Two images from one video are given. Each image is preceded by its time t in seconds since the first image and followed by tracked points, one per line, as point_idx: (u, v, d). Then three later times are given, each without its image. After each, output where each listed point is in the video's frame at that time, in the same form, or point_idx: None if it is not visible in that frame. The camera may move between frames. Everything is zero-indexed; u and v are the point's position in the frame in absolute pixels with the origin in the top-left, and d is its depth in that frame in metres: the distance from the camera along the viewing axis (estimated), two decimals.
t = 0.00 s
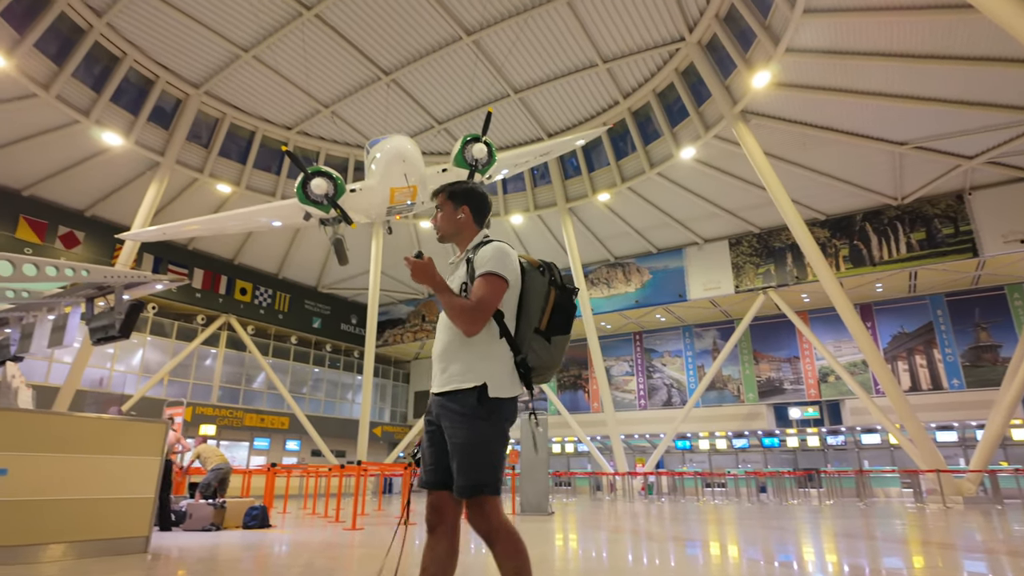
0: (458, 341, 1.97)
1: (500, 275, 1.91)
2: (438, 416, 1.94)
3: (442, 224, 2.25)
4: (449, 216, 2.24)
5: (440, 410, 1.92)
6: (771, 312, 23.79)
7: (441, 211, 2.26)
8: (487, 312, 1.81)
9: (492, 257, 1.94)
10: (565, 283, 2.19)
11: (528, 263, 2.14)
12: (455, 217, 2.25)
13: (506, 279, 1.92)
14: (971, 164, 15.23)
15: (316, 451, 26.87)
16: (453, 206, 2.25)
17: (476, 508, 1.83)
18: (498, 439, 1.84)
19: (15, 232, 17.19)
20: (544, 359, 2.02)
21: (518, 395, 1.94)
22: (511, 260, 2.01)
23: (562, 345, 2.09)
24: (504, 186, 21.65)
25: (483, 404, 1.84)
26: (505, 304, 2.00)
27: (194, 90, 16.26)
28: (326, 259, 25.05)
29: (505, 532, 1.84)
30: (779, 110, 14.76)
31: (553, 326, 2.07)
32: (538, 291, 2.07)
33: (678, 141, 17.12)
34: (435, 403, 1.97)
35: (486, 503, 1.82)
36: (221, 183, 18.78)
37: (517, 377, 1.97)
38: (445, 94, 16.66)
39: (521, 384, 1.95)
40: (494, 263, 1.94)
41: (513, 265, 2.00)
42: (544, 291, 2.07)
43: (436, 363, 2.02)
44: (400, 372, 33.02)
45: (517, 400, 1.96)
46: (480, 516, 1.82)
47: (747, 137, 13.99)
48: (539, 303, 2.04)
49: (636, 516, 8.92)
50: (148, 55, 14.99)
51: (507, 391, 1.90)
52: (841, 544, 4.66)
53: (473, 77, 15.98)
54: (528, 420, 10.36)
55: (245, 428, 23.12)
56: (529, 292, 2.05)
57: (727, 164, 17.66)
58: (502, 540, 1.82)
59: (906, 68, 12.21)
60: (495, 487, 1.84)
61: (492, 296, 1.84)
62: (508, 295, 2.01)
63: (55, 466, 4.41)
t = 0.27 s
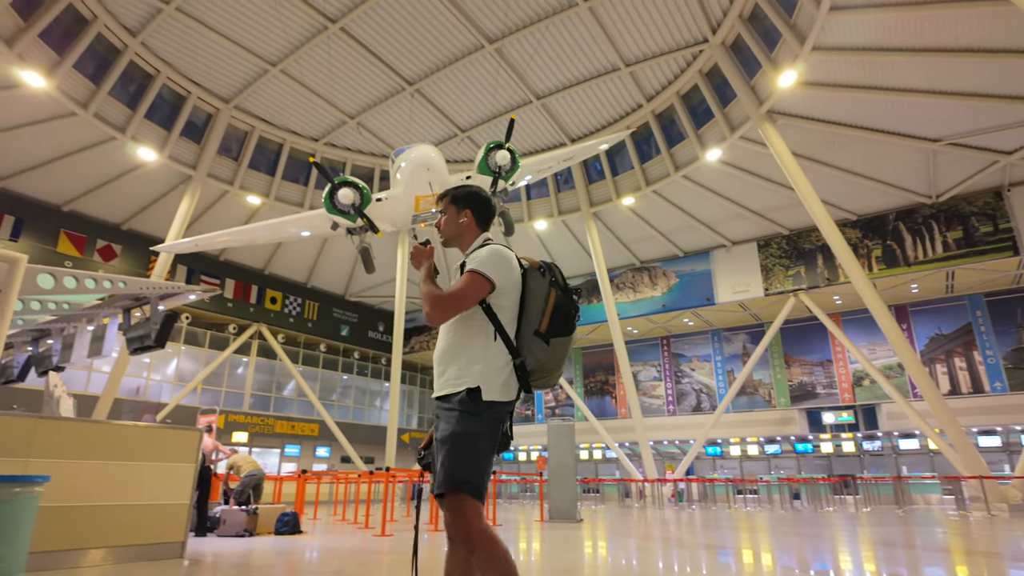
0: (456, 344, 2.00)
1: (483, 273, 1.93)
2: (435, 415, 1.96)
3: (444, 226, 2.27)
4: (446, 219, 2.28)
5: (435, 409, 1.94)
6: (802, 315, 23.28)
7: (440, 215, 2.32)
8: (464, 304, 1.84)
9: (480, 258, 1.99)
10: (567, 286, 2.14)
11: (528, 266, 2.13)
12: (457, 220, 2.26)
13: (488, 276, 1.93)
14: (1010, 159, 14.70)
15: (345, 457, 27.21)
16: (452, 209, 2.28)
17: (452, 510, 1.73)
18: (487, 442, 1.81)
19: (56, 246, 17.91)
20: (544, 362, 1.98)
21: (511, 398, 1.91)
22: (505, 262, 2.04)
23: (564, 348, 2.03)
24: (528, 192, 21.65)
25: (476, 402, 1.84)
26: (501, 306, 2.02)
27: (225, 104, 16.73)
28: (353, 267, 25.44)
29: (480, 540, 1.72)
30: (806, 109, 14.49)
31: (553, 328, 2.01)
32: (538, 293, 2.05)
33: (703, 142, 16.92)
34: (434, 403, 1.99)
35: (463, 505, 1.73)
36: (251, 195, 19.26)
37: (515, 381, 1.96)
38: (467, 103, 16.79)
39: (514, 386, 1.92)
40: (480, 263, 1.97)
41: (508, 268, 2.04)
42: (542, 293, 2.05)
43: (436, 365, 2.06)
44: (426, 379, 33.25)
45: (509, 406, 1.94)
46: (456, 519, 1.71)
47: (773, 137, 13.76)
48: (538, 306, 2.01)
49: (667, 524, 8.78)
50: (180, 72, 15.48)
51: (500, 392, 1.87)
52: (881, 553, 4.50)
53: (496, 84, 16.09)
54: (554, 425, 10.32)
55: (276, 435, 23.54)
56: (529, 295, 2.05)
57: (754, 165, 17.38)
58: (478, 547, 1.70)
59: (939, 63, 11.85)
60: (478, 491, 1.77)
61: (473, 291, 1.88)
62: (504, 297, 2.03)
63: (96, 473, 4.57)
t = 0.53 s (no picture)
0: (461, 343, 2.05)
1: (479, 269, 1.98)
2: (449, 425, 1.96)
3: (453, 224, 2.32)
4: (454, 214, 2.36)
5: (449, 417, 1.95)
6: (827, 317, 22.84)
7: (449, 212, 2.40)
8: (451, 298, 1.91)
9: (480, 254, 2.03)
10: (574, 283, 2.11)
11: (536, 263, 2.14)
12: (465, 219, 2.31)
13: (484, 272, 1.98)
14: None
15: (368, 463, 27.42)
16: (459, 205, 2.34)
17: (479, 519, 1.75)
18: (502, 445, 1.80)
19: (87, 257, 18.43)
20: (548, 361, 1.96)
21: (520, 398, 1.90)
22: (506, 258, 2.07)
23: (571, 348, 1.99)
24: (546, 197, 21.62)
25: (484, 406, 1.84)
26: (504, 304, 2.04)
27: (248, 116, 17.09)
28: (374, 274, 25.70)
29: (507, 545, 1.71)
30: (828, 108, 14.24)
31: (559, 327, 1.97)
32: (543, 291, 2.04)
33: (723, 144, 16.75)
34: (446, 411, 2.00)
35: (489, 511, 1.74)
36: (274, 205, 19.61)
37: (522, 380, 1.95)
38: (485, 109, 16.88)
39: (522, 386, 1.92)
40: (479, 259, 2.02)
41: (508, 265, 2.06)
42: (546, 291, 2.04)
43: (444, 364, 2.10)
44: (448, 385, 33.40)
45: (522, 407, 1.93)
46: (482, 527, 1.72)
47: (794, 136, 13.60)
48: (542, 304, 2.01)
49: (692, 530, 8.67)
50: (204, 85, 15.85)
51: (507, 394, 1.86)
52: (913, 561, 4.37)
53: (513, 90, 16.17)
54: (575, 431, 10.26)
55: (300, 441, 23.83)
56: (535, 293, 2.06)
57: (776, 166, 17.14)
58: (504, 554, 1.69)
59: (967, 59, 11.56)
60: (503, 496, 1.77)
61: (467, 286, 1.93)
62: (506, 296, 2.06)
63: (125, 479, 4.67)
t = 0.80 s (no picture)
0: (457, 359, 2.05)
1: (466, 284, 1.97)
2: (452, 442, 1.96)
3: (448, 235, 2.41)
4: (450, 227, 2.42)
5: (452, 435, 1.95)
6: (843, 324, 22.54)
7: (445, 224, 2.46)
8: (441, 317, 1.91)
9: (467, 268, 2.01)
10: (567, 287, 2.09)
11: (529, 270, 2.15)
12: (460, 229, 2.39)
13: (471, 288, 1.97)
14: None
15: (381, 472, 27.43)
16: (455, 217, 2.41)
17: (493, 532, 1.75)
18: (507, 455, 1.79)
19: (105, 268, 18.75)
20: (544, 370, 1.95)
21: (519, 407, 1.89)
22: (494, 269, 2.07)
23: (567, 354, 1.97)
24: (557, 205, 21.63)
25: (481, 420, 1.84)
26: (496, 317, 2.04)
27: (262, 128, 17.35)
28: (387, 283, 25.85)
29: (523, 554, 1.70)
30: (841, 113, 14.14)
31: (553, 333, 1.96)
32: (536, 298, 2.04)
33: (735, 151, 16.67)
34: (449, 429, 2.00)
35: (503, 522, 1.74)
36: (288, 215, 19.84)
37: (520, 391, 1.96)
38: (496, 119, 16.98)
39: (520, 397, 1.92)
40: (466, 273, 2.02)
41: (497, 276, 2.07)
42: (537, 298, 2.04)
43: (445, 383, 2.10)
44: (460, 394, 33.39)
45: (524, 416, 1.91)
46: (499, 539, 1.72)
47: (807, 142, 13.51)
48: (535, 312, 2.01)
49: (708, 541, 8.57)
50: (220, 98, 16.12)
51: (505, 405, 1.86)
52: (934, 572, 4.27)
53: (524, 100, 16.25)
54: (588, 439, 10.17)
55: (314, 450, 23.92)
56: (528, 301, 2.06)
57: (788, 172, 17.03)
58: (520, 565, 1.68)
59: (982, 62, 11.42)
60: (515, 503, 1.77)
61: (455, 303, 1.92)
62: (497, 307, 2.06)
63: (141, 488, 4.69)
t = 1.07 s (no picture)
0: (454, 373, 2.06)
1: (448, 298, 1.96)
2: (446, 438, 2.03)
3: (441, 251, 2.41)
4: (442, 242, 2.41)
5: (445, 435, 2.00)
6: (870, 321, 22.03)
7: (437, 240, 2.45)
8: (429, 335, 1.90)
9: (448, 281, 2.01)
10: (550, 290, 2.07)
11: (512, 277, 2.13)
12: (452, 242, 2.40)
13: (454, 301, 1.96)
14: None
15: (404, 473, 27.64)
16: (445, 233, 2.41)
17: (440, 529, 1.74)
18: (478, 458, 1.80)
19: (134, 274, 19.23)
20: (529, 374, 1.90)
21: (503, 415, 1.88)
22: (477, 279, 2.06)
23: (554, 355, 1.92)
24: (577, 205, 21.54)
25: (463, 423, 1.87)
26: (483, 327, 2.04)
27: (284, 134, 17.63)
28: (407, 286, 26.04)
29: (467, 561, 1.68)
30: (865, 107, 13.82)
31: (536, 336, 1.94)
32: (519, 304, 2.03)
33: (757, 147, 16.40)
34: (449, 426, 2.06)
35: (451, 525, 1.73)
36: (311, 220, 20.13)
37: (509, 399, 1.94)
38: (514, 120, 16.99)
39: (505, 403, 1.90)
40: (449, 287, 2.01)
41: (480, 286, 2.06)
42: (520, 304, 2.02)
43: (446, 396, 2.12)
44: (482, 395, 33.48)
45: (506, 425, 1.89)
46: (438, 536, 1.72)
47: (831, 137, 13.24)
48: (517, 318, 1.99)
49: (733, 542, 8.46)
50: (242, 105, 16.43)
51: (490, 413, 1.87)
52: None
53: (542, 100, 16.22)
54: (611, 440, 10.08)
55: (338, 452, 24.21)
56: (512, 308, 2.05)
57: (812, 167, 16.70)
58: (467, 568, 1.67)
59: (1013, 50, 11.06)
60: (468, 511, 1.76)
61: (440, 318, 1.91)
62: (483, 316, 2.05)
63: (171, 489, 4.80)
